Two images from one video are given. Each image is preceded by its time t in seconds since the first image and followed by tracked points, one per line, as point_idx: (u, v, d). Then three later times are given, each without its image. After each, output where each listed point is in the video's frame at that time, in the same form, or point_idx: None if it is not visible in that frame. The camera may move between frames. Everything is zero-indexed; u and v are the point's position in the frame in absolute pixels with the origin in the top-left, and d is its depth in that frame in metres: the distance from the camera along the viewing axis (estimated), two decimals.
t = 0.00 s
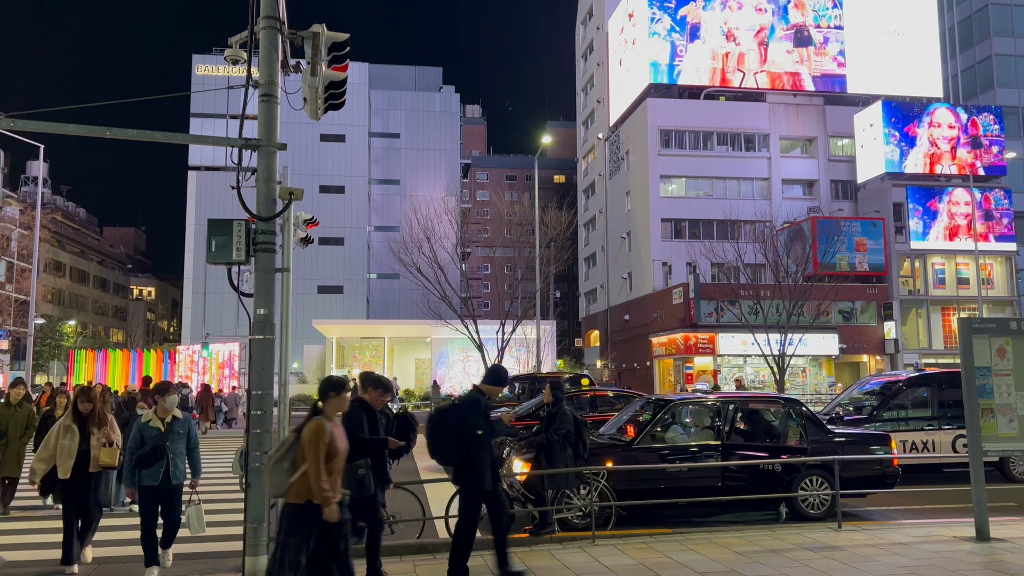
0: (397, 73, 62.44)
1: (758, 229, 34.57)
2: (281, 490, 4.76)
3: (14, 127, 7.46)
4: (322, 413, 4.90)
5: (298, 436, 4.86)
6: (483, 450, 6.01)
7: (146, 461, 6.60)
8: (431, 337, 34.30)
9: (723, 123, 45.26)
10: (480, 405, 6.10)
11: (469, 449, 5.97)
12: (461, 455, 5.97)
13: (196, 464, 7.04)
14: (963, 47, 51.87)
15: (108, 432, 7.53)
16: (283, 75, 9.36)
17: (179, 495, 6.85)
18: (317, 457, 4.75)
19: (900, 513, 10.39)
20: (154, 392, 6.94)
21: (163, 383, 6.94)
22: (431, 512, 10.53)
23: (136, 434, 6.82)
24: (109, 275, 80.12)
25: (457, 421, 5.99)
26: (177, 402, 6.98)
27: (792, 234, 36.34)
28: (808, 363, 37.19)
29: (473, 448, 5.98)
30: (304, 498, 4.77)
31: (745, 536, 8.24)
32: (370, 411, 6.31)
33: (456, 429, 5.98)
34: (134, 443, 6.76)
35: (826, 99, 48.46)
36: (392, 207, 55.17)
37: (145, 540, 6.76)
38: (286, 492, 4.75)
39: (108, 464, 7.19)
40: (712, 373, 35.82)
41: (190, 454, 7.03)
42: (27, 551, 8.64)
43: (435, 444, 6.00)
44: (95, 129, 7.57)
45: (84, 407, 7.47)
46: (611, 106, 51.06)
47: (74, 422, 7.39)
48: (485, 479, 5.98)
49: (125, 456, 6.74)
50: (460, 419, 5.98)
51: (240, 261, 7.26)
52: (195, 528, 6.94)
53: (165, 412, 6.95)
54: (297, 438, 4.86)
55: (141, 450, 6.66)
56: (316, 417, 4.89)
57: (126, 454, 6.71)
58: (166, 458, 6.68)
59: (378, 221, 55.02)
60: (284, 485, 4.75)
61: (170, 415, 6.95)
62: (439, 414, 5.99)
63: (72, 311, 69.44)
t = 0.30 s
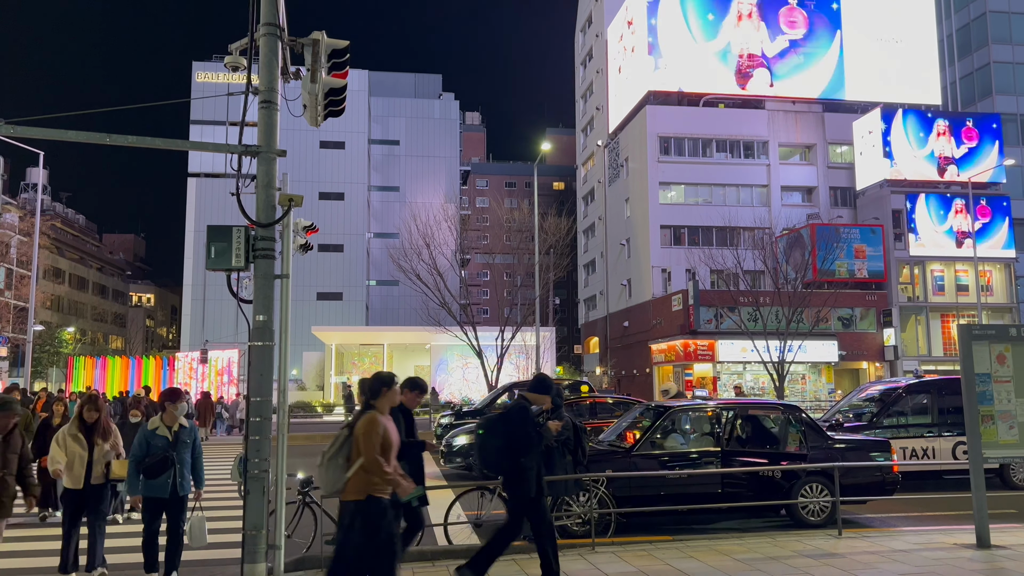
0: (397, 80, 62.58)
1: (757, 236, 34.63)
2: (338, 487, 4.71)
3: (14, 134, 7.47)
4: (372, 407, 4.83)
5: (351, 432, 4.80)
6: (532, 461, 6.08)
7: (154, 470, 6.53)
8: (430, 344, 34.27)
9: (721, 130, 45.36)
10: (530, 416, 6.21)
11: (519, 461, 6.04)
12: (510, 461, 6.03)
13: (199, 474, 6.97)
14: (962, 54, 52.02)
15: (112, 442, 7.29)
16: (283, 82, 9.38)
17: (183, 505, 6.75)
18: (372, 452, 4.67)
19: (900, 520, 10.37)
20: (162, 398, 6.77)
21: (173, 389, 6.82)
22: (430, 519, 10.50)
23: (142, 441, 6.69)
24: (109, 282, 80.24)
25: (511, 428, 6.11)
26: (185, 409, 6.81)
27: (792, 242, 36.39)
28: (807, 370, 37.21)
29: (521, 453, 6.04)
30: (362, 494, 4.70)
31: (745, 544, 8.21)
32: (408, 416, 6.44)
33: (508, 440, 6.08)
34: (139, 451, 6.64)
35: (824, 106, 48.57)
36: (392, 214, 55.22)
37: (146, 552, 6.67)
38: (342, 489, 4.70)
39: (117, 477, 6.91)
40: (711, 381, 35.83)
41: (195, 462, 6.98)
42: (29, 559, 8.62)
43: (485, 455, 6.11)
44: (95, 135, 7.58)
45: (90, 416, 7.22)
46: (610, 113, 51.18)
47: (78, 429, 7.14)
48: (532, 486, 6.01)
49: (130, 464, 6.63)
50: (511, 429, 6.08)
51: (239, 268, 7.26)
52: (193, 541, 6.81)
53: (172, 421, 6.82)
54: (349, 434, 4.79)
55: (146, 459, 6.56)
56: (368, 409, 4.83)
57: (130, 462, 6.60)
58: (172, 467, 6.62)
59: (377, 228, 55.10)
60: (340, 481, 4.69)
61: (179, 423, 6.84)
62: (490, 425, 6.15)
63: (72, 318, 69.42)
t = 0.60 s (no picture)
0: (396, 87, 62.75)
1: (756, 242, 34.68)
2: (407, 500, 4.58)
3: (12, 140, 7.47)
4: (442, 416, 4.71)
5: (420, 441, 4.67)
6: (578, 464, 5.99)
7: (173, 472, 6.38)
8: (429, 350, 34.23)
9: (720, 137, 45.43)
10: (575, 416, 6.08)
11: (567, 462, 5.94)
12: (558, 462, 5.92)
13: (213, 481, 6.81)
14: (959, 62, 52.21)
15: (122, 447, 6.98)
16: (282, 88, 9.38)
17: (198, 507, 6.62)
18: (444, 462, 4.56)
19: (899, 527, 10.34)
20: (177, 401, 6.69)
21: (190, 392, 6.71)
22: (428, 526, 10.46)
23: (160, 444, 6.53)
24: (108, 289, 80.27)
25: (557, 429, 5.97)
26: (202, 413, 6.72)
27: (790, 248, 36.42)
28: (806, 377, 37.17)
29: (569, 455, 5.93)
30: (436, 504, 4.63)
31: (745, 551, 8.19)
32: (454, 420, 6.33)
33: (554, 442, 5.95)
34: (155, 454, 6.50)
35: (823, 113, 48.70)
36: (391, 221, 55.26)
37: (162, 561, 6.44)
38: (413, 500, 4.58)
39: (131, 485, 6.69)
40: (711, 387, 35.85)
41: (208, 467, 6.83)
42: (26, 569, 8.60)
43: (532, 455, 5.97)
44: (94, 142, 7.58)
45: (102, 421, 6.88)
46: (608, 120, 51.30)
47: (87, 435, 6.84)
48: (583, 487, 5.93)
49: (146, 466, 6.44)
50: (557, 430, 5.94)
51: (238, 274, 7.26)
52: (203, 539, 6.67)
53: (190, 422, 6.67)
54: (419, 443, 4.67)
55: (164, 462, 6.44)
56: (436, 419, 4.70)
57: (147, 464, 6.44)
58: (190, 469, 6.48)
59: (377, 235, 55.16)
60: (411, 494, 4.57)
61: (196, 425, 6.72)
62: (535, 425, 5.98)
63: (70, 324, 69.33)
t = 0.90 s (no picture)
0: (395, 92, 62.83)
1: (755, 247, 34.73)
2: (464, 503, 4.89)
3: (11, 145, 7.47)
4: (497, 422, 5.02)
5: (477, 444, 4.97)
6: (626, 471, 6.02)
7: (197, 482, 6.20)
8: (428, 355, 34.18)
9: (718, 142, 45.50)
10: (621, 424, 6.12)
11: (614, 468, 5.98)
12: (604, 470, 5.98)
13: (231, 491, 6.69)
14: (957, 67, 52.35)
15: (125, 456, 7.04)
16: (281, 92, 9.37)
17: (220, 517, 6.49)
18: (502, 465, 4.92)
19: (899, 532, 10.32)
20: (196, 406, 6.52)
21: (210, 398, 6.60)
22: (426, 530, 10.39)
23: (182, 451, 6.34)
24: (106, 294, 80.24)
25: (603, 436, 6.04)
26: (221, 419, 6.57)
27: (788, 253, 36.41)
28: (805, 382, 37.17)
29: (615, 463, 5.98)
30: (487, 507, 4.95)
31: (744, 555, 8.17)
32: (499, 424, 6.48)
33: (602, 447, 6.04)
34: (178, 461, 6.30)
35: (821, 118, 48.78)
36: (390, 225, 55.31)
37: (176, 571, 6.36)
38: (473, 502, 4.89)
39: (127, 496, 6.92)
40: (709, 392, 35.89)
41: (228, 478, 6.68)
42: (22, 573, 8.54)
43: (579, 458, 6.06)
44: (92, 146, 7.59)
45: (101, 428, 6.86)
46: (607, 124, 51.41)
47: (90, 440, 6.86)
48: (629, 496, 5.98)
49: (167, 473, 6.29)
50: (604, 435, 6.01)
51: (237, 278, 7.27)
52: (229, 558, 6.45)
53: (211, 429, 6.52)
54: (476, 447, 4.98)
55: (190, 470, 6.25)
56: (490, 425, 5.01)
57: (171, 472, 6.25)
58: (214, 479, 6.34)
59: (376, 239, 55.19)
60: (468, 497, 4.88)
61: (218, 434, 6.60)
62: (583, 428, 6.10)
63: (69, 329, 69.23)
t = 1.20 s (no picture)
0: (394, 96, 62.88)
1: (753, 252, 34.77)
2: (527, 498, 4.98)
3: (9, 148, 7.46)
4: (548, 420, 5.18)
5: (534, 441, 5.10)
6: (669, 472, 6.03)
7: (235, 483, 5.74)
8: (426, 359, 34.16)
9: (717, 146, 45.56)
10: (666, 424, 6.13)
11: (659, 468, 5.98)
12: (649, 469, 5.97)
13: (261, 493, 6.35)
14: (954, 72, 52.49)
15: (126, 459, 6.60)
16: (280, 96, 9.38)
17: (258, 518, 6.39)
18: (558, 461, 5.02)
19: (897, 536, 10.30)
20: (229, 402, 6.00)
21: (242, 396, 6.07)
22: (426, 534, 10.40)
23: (216, 450, 5.79)
24: (103, 297, 80.17)
25: (649, 436, 6.03)
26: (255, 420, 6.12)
27: (786, 257, 36.46)
28: (803, 386, 37.21)
29: (661, 463, 5.97)
30: (546, 503, 5.04)
31: (742, 560, 8.16)
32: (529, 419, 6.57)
33: (647, 445, 6.02)
34: (213, 462, 5.75)
35: (819, 122, 48.88)
36: (388, 229, 55.33)
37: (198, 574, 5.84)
38: (534, 499, 4.99)
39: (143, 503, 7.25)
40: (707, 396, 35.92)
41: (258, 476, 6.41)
42: None
43: (623, 457, 6.04)
44: (90, 149, 7.58)
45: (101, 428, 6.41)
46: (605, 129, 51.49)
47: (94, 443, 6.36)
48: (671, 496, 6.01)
49: (202, 474, 5.71)
50: (649, 435, 6.00)
51: (234, 282, 7.27)
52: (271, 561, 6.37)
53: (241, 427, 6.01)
54: (532, 443, 5.11)
55: (227, 471, 5.74)
56: (546, 423, 5.16)
57: (206, 473, 5.70)
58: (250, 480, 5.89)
59: (374, 243, 55.18)
60: (530, 493, 4.98)
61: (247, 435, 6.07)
62: (627, 428, 6.08)
63: (66, 332, 69.15)
